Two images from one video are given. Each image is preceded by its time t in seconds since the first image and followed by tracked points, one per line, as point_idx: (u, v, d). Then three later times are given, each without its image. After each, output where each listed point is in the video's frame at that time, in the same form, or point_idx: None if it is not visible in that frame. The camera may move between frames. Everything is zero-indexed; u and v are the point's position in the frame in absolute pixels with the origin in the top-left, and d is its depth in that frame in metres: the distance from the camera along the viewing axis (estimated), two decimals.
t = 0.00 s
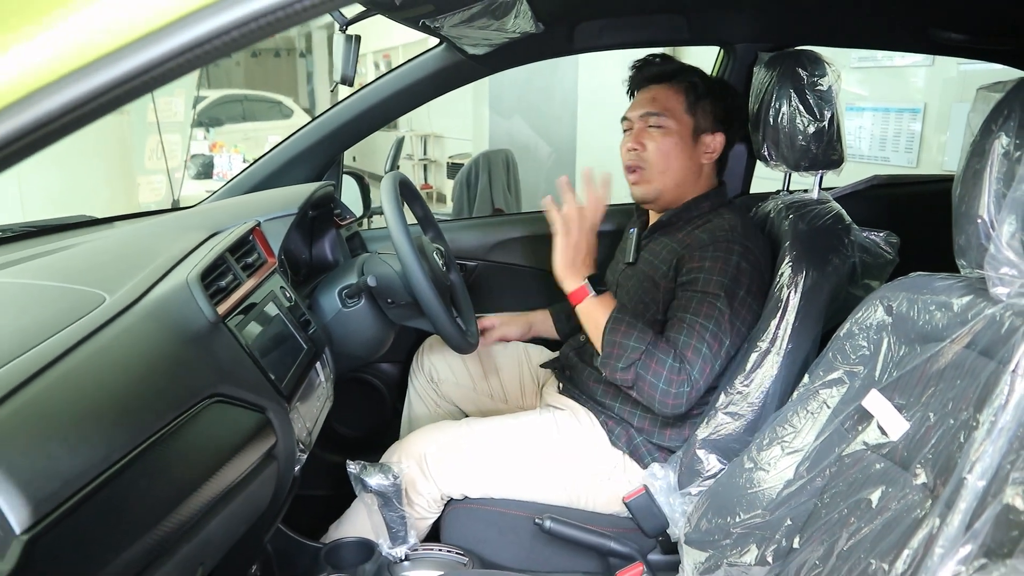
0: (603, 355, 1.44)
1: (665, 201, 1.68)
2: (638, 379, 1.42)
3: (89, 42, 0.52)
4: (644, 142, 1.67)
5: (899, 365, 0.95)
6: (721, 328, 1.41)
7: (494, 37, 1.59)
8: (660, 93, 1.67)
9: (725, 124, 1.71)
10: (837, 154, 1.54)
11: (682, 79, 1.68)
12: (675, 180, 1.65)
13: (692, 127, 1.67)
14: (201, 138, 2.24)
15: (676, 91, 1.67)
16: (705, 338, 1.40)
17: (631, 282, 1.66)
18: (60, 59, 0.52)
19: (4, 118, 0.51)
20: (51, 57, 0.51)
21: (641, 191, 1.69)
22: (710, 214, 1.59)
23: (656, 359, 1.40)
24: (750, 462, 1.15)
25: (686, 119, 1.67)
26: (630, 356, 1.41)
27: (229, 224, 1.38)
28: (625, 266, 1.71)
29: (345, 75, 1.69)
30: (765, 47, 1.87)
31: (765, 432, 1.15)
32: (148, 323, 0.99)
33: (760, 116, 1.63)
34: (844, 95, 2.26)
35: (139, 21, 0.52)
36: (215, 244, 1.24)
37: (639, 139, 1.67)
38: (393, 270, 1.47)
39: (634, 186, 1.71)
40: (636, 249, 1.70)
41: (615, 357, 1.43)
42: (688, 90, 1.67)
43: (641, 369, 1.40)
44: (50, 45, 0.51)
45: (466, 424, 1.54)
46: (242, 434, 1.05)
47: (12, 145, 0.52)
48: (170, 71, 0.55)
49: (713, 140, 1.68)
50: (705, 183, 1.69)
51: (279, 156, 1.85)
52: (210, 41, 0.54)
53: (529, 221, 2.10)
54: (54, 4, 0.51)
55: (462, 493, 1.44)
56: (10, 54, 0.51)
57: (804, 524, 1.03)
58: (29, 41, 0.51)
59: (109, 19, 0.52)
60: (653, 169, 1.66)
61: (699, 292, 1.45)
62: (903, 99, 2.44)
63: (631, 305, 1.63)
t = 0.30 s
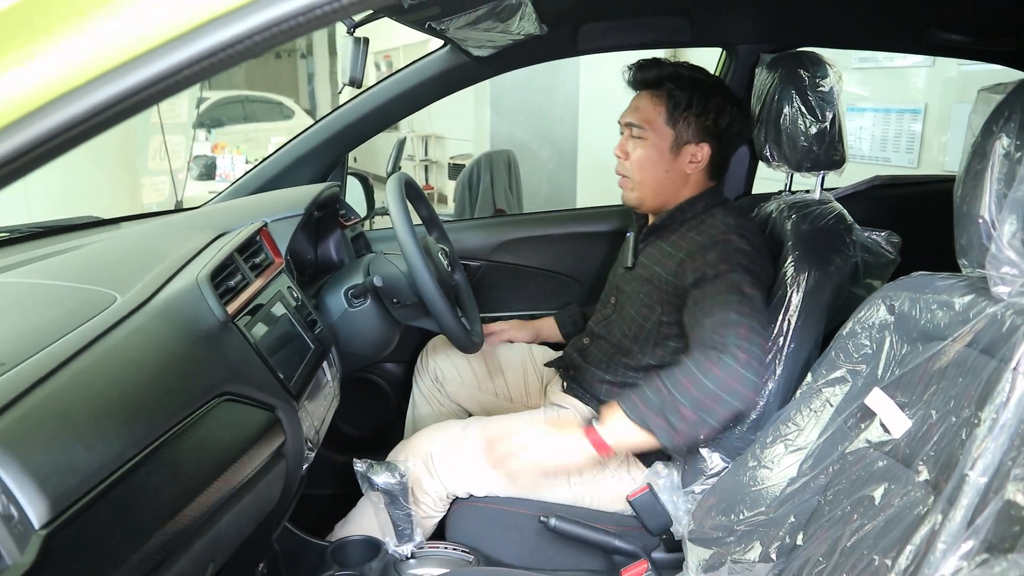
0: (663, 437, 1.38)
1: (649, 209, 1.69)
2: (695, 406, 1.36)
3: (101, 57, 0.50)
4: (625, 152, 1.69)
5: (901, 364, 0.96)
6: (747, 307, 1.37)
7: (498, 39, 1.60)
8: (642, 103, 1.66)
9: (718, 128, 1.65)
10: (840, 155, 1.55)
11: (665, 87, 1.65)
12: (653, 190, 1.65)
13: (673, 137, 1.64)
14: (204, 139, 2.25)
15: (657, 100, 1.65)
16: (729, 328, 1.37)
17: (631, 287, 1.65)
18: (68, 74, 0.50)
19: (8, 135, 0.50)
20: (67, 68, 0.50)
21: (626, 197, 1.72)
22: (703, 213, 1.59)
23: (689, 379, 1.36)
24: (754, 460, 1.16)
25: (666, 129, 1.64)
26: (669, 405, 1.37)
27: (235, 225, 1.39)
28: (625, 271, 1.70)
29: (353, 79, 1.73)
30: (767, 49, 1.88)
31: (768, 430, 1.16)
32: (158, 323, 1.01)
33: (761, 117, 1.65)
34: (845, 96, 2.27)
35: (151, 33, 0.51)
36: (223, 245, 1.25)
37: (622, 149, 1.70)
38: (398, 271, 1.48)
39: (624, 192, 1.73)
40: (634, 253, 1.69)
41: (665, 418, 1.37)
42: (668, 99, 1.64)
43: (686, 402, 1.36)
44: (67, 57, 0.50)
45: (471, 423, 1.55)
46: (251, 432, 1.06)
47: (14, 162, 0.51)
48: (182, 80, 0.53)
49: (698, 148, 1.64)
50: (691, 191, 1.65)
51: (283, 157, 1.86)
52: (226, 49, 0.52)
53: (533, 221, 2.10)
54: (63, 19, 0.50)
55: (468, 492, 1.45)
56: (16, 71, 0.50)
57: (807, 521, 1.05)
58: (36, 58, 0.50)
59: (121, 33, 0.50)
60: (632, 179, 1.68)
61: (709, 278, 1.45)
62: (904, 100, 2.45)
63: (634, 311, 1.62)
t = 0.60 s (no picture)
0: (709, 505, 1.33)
1: (660, 211, 1.67)
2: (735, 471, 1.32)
3: (104, 66, 0.48)
4: (637, 152, 1.66)
5: (903, 364, 0.96)
6: (780, 364, 1.33)
7: (501, 41, 1.61)
8: (657, 103, 1.64)
9: (734, 131, 1.62)
10: (842, 156, 1.57)
11: (679, 88, 1.63)
12: (665, 193, 1.63)
13: (686, 138, 1.62)
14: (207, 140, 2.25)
15: (671, 101, 1.63)
16: (754, 382, 1.33)
17: (639, 297, 1.63)
18: (68, 86, 0.48)
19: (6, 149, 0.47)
20: (68, 81, 0.47)
21: (636, 198, 1.69)
22: (712, 223, 1.57)
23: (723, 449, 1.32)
24: (756, 459, 1.17)
25: (679, 131, 1.62)
26: (707, 476, 1.32)
27: (240, 226, 1.40)
28: (634, 279, 1.67)
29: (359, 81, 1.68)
30: (768, 50, 1.89)
31: (772, 429, 1.17)
32: (165, 323, 1.01)
33: (764, 119, 1.66)
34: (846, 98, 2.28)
35: (157, 40, 0.48)
36: (228, 246, 1.26)
37: (635, 149, 1.68)
38: (402, 271, 1.49)
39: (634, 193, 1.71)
40: (642, 261, 1.66)
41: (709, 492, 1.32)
42: (683, 100, 1.62)
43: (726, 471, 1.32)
44: (73, 66, 0.47)
45: (474, 423, 1.56)
46: (257, 431, 1.07)
47: (11, 175, 0.48)
48: (190, 88, 0.51)
49: (712, 151, 1.62)
50: (703, 194, 1.64)
51: (287, 158, 1.86)
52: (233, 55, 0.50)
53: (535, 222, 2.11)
54: (67, 29, 0.48)
55: (471, 491, 1.46)
56: (14, 84, 0.47)
57: (811, 519, 1.06)
58: (34, 71, 0.47)
59: (125, 42, 0.48)
60: (644, 181, 1.65)
61: (728, 312, 1.38)
62: (904, 101, 2.45)
63: (642, 322, 1.60)
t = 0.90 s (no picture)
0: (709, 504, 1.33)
1: (653, 215, 1.68)
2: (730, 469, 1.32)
3: (107, 66, 0.48)
4: (631, 156, 1.67)
5: (901, 364, 0.97)
6: (774, 364, 1.34)
7: (501, 42, 1.62)
8: (652, 109, 1.64)
9: (728, 136, 1.64)
10: (841, 158, 1.57)
11: (675, 93, 1.63)
12: (659, 197, 1.64)
13: (682, 144, 1.62)
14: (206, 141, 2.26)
15: (666, 106, 1.63)
16: (747, 381, 1.34)
17: (636, 297, 1.63)
18: (71, 87, 0.48)
19: (11, 148, 0.48)
20: (72, 81, 0.48)
21: (629, 202, 1.70)
22: (707, 224, 1.57)
23: (719, 447, 1.33)
24: (755, 459, 1.17)
25: (675, 136, 1.63)
26: (705, 475, 1.33)
27: (241, 226, 1.40)
28: (630, 280, 1.68)
29: (359, 81, 1.68)
30: (767, 52, 1.89)
31: (770, 429, 1.17)
32: (166, 323, 1.02)
33: (762, 120, 1.66)
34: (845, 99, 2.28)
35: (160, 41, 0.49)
36: (228, 246, 1.26)
37: (628, 153, 1.68)
38: (402, 272, 1.49)
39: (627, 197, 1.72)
40: (637, 262, 1.66)
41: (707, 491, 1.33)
42: (679, 105, 1.63)
43: (721, 470, 1.32)
44: (78, 66, 0.48)
45: (473, 423, 1.56)
46: (257, 431, 1.07)
47: (12, 176, 0.48)
48: (193, 87, 0.51)
49: (707, 156, 1.63)
50: (696, 199, 1.65)
51: (287, 159, 1.87)
52: (236, 56, 0.50)
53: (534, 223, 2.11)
54: (72, 29, 0.48)
55: (470, 491, 1.46)
56: (17, 86, 0.47)
57: (809, 519, 1.06)
58: (37, 73, 0.48)
59: (128, 43, 0.48)
60: (638, 185, 1.66)
61: (721, 312, 1.39)
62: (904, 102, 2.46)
63: (639, 322, 1.60)
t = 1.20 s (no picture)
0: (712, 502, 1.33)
1: (657, 216, 1.67)
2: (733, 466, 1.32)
3: (108, 60, 0.48)
4: (633, 157, 1.66)
5: (907, 361, 0.96)
6: (776, 361, 1.34)
7: (503, 39, 1.61)
8: (651, 108, 1.63)
9: (728, 133, 1.65)
10: (844, 155, 1.57)
11: (675, 92, 1.63)
12: (662, 198, 1.64)
13: (683, 143, 1.62)
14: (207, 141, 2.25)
15: (666, 105, 1.63)
16: (748, 378, 1.33)
17: (638, 296, 1.62)
18: (72, 80, 0.47)
19: (12, 141, 0.47)
20: (71, 73, 0.47)
21: (632, 203, 1.69)
22: (709, 222, 1.56)
23: (721, 444, 1.32)
24: (759, 457, 1.16)
25: (676, 135, 1.62)
26: (707, 473, 1.32)
27: (242, 225, 1.40)
28: (631, 279, 1.66)
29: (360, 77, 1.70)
30: (770, 50, 1.89)
31: (775, 427, 1.16)
32: (167, 321, 1.01)
33: (765, 117, 1.65)
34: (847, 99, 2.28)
35: (161, 33, 0.48)
36: (229, 244, 1.25)
37: (629, 154, 1.67)
38: (404, 270, 1.49)
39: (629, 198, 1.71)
40: (640, 262, 1.65)
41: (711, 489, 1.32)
42: (679, 104, 1.62)
43: (724, 467, 1.32)
44: (79, 58, 0.47)
45: (476, 422, 1.56)
46: (259, 429, 1.06)
47: (13, 169, 0.48)
48: (196, 79, 0.51)
49: (708, 154, 1.63)
50: (699, 197, 1.65)
51: (288, 158, 1.86)
52: (239, 47, 0.50)
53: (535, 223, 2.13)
54: (72, 21, 0.48)
55: (473, 490, 1.46)
56: (16, 80, 0.47)
57: (814, 517, 1.06)
58: (37, 65, 0.47)
59: (130, 35, 0.48)
60: (641, 186, 1.65)
61: (724, 308, 1.39)
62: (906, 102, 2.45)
63: (641, 321, 1.59)
